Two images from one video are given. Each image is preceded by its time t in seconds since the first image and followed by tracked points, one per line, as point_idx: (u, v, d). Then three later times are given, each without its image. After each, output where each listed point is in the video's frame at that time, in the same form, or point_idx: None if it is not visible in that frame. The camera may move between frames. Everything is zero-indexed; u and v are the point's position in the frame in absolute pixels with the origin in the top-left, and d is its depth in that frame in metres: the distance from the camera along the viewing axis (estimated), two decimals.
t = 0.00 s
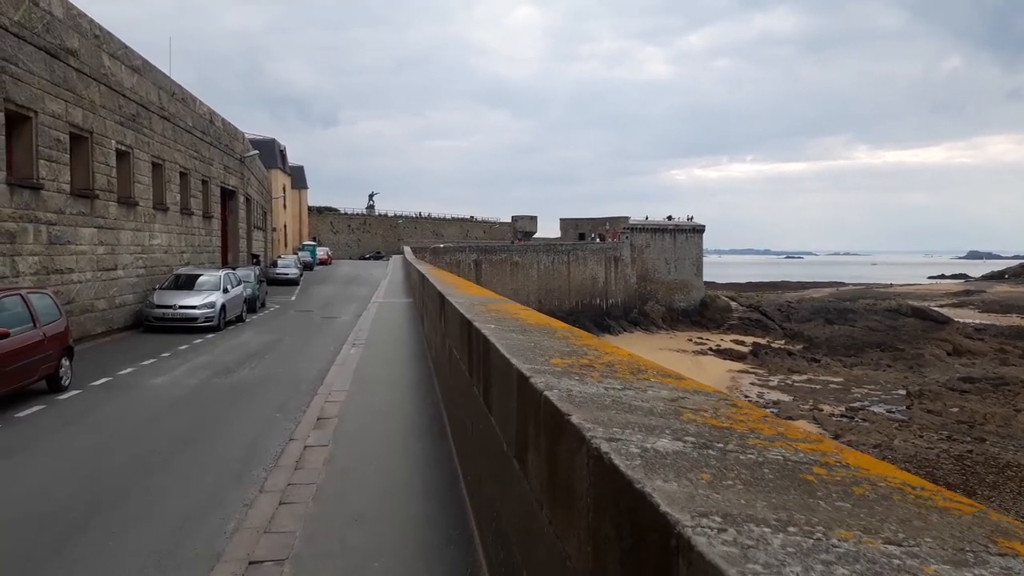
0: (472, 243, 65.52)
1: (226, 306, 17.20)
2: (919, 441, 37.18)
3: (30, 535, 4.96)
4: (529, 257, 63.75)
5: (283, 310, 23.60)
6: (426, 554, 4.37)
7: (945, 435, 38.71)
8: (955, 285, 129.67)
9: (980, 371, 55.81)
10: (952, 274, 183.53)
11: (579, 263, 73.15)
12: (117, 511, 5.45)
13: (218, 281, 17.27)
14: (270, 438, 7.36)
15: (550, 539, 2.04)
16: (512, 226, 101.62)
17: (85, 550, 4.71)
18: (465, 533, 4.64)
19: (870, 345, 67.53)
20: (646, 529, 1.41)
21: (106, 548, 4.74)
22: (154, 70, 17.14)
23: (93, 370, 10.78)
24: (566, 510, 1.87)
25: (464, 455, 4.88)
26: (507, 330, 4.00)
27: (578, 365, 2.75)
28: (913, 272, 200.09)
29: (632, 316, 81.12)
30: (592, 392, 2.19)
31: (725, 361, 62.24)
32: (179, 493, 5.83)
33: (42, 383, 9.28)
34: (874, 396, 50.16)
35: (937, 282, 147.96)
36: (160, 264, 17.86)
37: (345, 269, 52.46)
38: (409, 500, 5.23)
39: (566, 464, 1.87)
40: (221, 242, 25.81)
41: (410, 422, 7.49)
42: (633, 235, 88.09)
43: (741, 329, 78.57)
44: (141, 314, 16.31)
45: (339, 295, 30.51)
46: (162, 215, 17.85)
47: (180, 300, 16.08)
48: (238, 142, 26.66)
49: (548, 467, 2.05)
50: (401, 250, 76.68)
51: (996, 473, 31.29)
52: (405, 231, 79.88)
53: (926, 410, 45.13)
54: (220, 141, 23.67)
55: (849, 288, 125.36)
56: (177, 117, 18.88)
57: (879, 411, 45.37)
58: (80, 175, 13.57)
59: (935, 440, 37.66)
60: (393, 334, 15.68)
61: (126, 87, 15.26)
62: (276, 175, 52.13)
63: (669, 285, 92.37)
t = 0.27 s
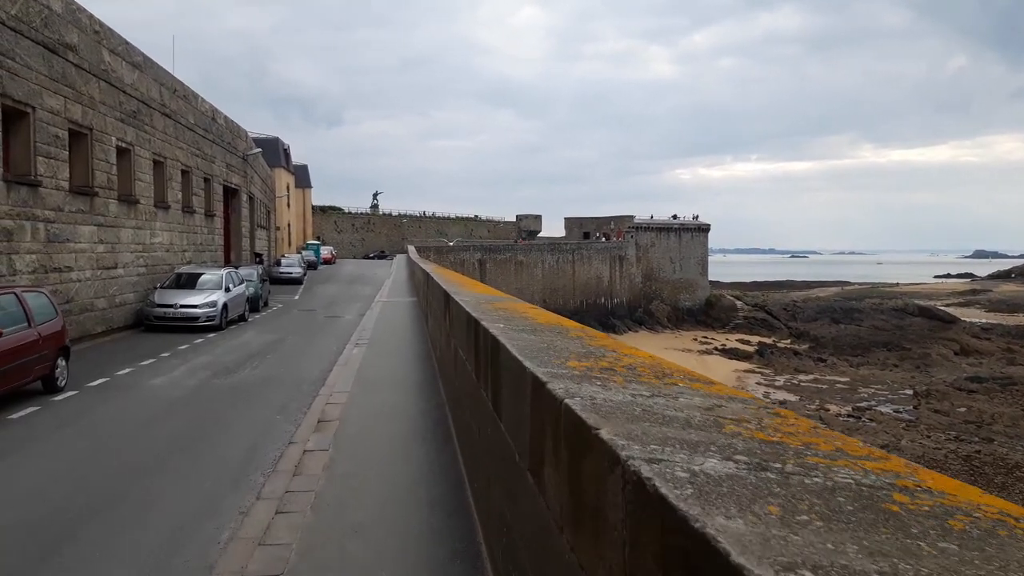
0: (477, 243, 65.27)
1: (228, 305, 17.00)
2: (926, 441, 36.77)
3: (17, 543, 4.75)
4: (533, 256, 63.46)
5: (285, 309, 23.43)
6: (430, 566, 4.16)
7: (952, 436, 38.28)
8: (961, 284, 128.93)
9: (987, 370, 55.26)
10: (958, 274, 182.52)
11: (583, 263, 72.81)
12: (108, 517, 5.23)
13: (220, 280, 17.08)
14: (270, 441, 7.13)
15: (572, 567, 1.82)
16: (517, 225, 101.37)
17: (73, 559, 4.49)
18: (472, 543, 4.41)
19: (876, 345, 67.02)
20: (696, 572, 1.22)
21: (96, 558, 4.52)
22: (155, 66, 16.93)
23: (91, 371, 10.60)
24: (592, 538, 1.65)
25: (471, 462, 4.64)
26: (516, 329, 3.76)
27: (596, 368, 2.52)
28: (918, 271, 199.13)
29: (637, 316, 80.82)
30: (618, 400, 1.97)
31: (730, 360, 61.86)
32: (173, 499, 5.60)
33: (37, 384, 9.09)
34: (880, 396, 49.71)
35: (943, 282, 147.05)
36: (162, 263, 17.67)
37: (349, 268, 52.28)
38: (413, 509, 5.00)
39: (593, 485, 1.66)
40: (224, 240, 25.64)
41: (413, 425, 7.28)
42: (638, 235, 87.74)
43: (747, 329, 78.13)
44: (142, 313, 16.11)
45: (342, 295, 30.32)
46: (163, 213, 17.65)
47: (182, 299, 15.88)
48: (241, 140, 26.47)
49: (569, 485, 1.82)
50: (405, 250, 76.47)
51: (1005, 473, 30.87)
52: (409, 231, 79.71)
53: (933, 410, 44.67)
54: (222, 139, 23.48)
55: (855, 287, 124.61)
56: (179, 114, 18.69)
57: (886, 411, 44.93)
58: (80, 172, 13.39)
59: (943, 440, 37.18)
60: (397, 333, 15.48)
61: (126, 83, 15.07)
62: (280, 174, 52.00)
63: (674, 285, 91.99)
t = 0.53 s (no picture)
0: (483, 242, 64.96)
1: (230, 305, 16.76)
2: (936, 443, 36.25)
3: None
4: (539, 255, 63.12)
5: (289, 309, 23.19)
6: None
7: (963, 437, 37.75)
8: (969, 283, 127.94)
9: (997, 370, 54.62)
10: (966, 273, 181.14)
11: (589, 262, 72.40)
12: (95, 531, 4.99)
13: (223, 280, 16.85)
14: (270, 448, 6.89)
15: None
16: (522, 224, 100.97)
17: None
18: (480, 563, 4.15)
19: (885, 345, 66.38)
20: None
21: None
22: (157, 63, 16.71)
23: (89, 373, 10.36)
24: None
25: (478, 476, 4.39)
26: (527, 336, 3.48)
27: (622, 383, 2.27)
28: (926, 270, 197.75)
29: (643, 315, 80.35)
30: (654, 431, 1.75)
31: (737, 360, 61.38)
32: (164, 512, 5.35)
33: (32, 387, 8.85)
34: (889, 396, 49.16)
35: (951, 281, 145.97)
36: (163, 262, 17.45)
37: (355, 267, 52.05)
38: (417, 525, 4.76)
39: (633, 536, 1.44)
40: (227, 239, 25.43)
41: (417, 431, 7.01)
42: (644, 234, 87.27)
43: (754, 329, 77.59)
44: (144, 313, 15.89)
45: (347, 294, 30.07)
46: (166, 211, 17.45)
47: (184, 299, 15.66)
48: (245, 138, 26.25)
49: (599, 532, 1.60)
50: (410, 249, 76.24)
51: (1018, 476, 30.35)
52: (415, 230, 79.47)
53: (943, 411, 44.12)
54: (226, 137, 23.27)
55: (863, 287, 123.73)
56: (181, 112, 18.48)
57: (895, 413, 44.38)
58: (80, 170, 13.18)
59: (953, 442, 36.63)
60: (401, 334, 15.24)
61: (127, 80, 14.85)
62: (285, 173, 51.80)
63: (680, 284, 91.48)
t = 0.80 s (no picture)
0: (494, 243, 64.77)
1: (241, 307, 16.61)
2: (953, 446, 35.61)
3: None
4: (550, 257, 62.84)
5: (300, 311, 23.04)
6: None
7: (980, 440, 37.07)
8: (984, 285, 126.35)
9: (1014, 373, 53.74)
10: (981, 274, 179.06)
11: (600, 263, 72.01)
12: (90, 544, 4.78)
13: (233, 282, 16.70)
14: (277, 455, 6.68)
15: None
16: (534, 225, 100.72)
17: None
18: None
19: (899, 347, 65.57)
20: None
21: None
22: (167, 63, 16.61)
23: (95, 376, 10.19)
24: None
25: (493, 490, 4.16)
26: (548, 344, 3.23)
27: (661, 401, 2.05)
28: (941, 271, 195.64)
29: (655, 317, 79.88)
30: (713, 466, 1.53)
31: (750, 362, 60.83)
32: (165, 522, 5.13)
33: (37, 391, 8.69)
34: (904, 399, 48.47)
35: (966, 283, 144.39)
36: (173, 264, 17.32)
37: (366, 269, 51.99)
38: (427, 542, 4.51)
39: None
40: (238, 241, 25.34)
41: (428, 440, 6.77)
42: (656, 235, 86.80)
43: (766, 330, 76.95)
44: (153, 315, 15.76)
45: (358, 295, 29.93)
46: (176, 212, 17.32)
47: (193, 300, 15.52)
48: (256, 139, 26.17)
49: None
50: (422, 250, 76.20)
51: None
52: (426, 231, 79.42)
53: (959, 414, 43.41)
54: (237, 139, 23.18)
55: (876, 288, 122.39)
56: (192, 113, 18.37)
57: (910, 415, 43.72)
58: (89, 171, 13.07)
59: (969, 445, 35.98)
60: (412, 337, 15.03)
61: (136, 80, 14.73)
62: (297, 174, 51.82)
63: (692, 286, 90.89)
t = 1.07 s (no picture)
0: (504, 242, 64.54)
1: (249, 306, 16.45)
2: (969, 447, 35.05)
3: None
4: (561, 256, 62.53)
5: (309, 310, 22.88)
6: None
7: (996, 442, 36.48)
8: (998, 284, 124.97)
9: None
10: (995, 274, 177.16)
11: (611, 263, 71.57)
12: (86, 554, 4.57)
13: (241, 281, 16.54)
14: (283, 460, 6.46)
15: None
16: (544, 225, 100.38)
17: None
18: None
19: (913, 347, 64.82)
20: None
21: None
22: (176, 60, 16.46)
23: (101, 376, 10.02)
24: None
25: (509, 501, 3.92)
26: (572, 347, 3.00)
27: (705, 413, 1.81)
28: (954, 271, 193.83)
29: (666, 317, 79.40)
30: (800, 505, 1.33)
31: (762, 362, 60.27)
32: (166, 531, 4.93)
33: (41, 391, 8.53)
34: (918, 399, 47.82)
35: (979, 282, 142.88)
36: (182, 262, 17.18)
37: (376, 268, 51.88)
38: (440, 556, 4.28)
39: None
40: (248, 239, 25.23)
41: (438, 445, 6.55)
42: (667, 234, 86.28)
43: (778, 330, 76.31)
44: (161, 314, 15.61)
45: (368, 295, 29.76)
46: (184, 211, 17.19)
47: (201, 299, 15.36)
48: (266, 138, 26.07)
49: None
50: (432, 249, 76.06)
51: None
52: (436, 231, 79.27)
53: (974, 415, 42.77)
54: (246, 137, 23.05)
55: (889, 288, 121.27)
56: (201, 111, 18.24)
57: (924, 416, 43.12)
58: (96, 169, 12.93)
59: (985, 446, 35.39)
60: (423, 337, 14.83)
61: (145, 77, 14.58)
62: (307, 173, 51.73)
63: (703, 285, 90.31)
